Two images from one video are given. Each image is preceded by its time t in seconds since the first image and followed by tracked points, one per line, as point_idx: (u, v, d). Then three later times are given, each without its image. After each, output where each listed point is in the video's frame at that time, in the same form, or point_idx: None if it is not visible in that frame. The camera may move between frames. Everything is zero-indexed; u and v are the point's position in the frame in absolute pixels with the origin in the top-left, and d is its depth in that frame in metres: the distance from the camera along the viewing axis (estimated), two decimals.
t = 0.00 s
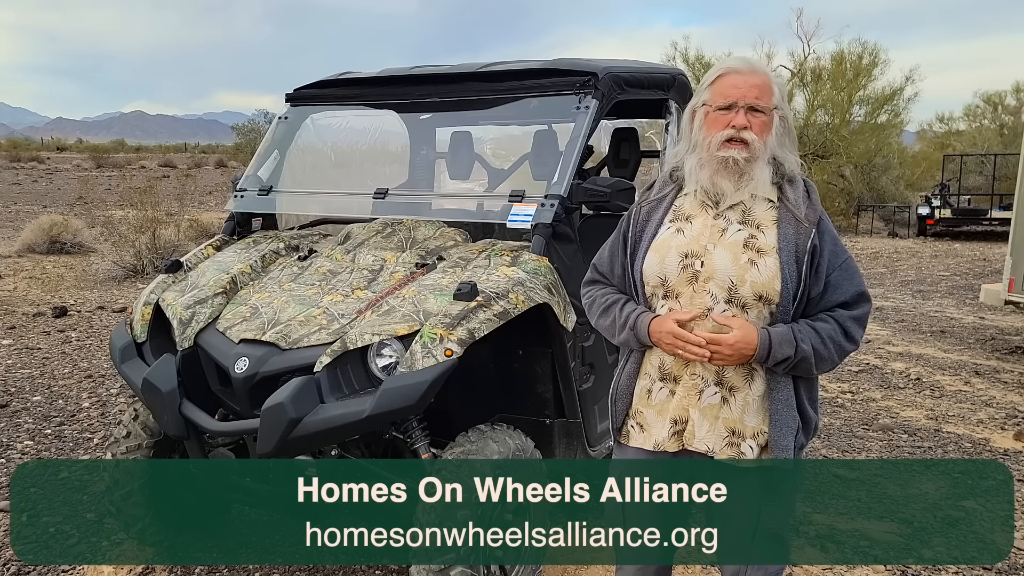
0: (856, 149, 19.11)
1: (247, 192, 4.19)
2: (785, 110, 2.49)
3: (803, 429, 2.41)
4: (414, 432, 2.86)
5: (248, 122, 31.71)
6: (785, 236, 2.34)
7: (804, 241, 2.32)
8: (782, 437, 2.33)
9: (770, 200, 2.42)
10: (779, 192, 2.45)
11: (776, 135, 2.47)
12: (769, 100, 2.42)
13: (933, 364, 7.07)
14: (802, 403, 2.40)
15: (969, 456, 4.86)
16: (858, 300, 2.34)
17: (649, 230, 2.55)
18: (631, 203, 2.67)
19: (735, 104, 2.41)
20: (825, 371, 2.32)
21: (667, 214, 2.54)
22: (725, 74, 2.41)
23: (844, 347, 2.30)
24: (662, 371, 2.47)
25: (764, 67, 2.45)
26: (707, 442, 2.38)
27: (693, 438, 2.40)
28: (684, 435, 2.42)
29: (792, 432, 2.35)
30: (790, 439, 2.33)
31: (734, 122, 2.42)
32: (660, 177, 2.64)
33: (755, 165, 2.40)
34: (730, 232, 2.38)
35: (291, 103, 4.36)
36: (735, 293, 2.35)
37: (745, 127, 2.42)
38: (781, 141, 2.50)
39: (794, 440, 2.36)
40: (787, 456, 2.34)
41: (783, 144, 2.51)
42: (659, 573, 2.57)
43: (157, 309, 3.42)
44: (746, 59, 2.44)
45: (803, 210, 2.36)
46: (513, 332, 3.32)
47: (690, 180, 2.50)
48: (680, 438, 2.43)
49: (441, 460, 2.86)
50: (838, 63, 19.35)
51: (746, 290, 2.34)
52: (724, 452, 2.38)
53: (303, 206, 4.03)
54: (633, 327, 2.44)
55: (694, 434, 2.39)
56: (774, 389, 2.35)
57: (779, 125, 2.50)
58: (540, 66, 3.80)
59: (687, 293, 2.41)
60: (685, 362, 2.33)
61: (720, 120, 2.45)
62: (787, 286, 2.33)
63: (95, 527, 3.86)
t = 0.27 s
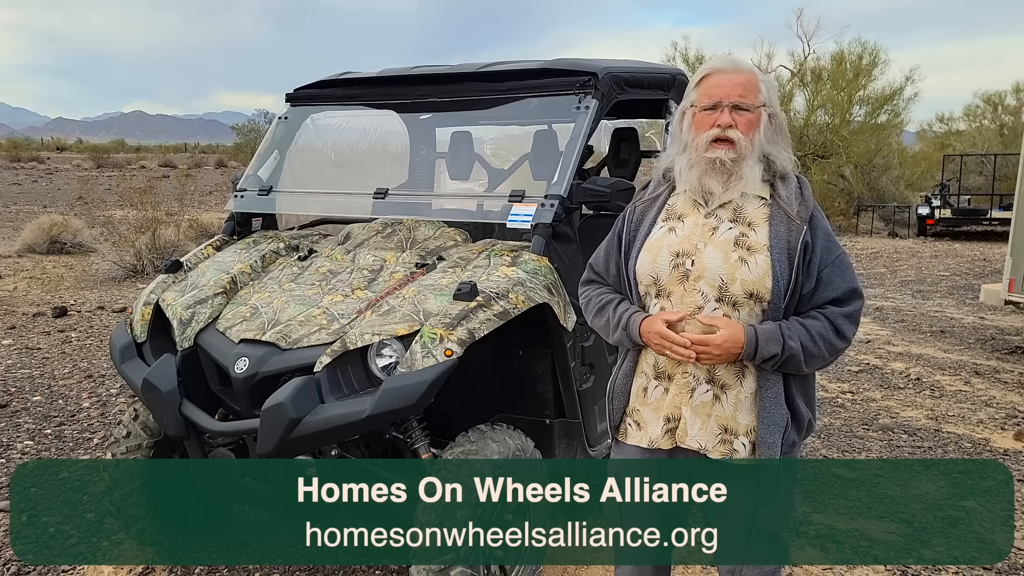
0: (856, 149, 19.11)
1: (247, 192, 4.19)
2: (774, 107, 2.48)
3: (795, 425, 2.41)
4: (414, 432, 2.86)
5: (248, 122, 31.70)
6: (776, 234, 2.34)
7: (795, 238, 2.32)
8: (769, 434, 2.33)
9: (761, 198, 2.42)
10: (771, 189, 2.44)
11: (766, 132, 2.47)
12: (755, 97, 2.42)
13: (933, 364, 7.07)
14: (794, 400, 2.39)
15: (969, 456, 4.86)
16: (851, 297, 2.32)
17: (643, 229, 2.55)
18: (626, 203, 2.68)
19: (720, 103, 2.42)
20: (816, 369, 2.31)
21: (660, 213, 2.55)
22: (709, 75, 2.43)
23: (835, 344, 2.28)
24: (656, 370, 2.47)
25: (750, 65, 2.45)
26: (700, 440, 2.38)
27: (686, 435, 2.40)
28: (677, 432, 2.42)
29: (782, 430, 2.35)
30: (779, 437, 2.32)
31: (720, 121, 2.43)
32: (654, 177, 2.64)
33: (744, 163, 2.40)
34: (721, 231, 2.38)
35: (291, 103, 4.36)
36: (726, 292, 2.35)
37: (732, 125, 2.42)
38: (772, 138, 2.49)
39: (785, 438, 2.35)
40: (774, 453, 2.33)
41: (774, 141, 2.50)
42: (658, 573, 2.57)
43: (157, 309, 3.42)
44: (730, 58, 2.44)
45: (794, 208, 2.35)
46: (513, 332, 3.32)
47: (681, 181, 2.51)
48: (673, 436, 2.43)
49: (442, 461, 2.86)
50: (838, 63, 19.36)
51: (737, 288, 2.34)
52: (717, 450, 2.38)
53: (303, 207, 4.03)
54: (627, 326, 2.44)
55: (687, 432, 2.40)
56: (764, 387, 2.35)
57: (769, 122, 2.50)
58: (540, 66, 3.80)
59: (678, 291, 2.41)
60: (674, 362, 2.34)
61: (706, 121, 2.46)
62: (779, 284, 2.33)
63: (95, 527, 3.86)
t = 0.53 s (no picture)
0: (856, 149, 19.12)
1: (247, 192, 4.19)
2: (765, 105, 2.48)
3: (791, 424, 2.41)
4: (414, 432, 2.86)
5: (248, 122, 31.70)
6: (771, 234, 2.33)
7: (791, 237, 2.32)
8: (764, 434, 2.33)
9: (756, 197, 2.42)
10: (766, 188, 2.44)
11: (757, 130, 2.47)
12: (744, 96, 2.42)
13: (933, 364, 7.07)
14: (789, 400, 2.39)
15: (969, 456, 4.86)
16: (846, 296, 2.33)
17: (639, 229, 2.55)
18: (624, 203, 2.68)
19: (709, 105, 2.42)
20: (810, 368, 2.31)
21: (656, 213, 2.55)
22: (697, 77, 2.44)
23: (829, 343, 2.29)
24: (654, 370, 2.47)
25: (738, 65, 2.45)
26: (697, 440, 2.38)
27: (683, 435, 2.40)
28: (675, 432, 2.42)
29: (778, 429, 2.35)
30: (773, 436, 2.32)
31: (711, 122, 2.43)
32: (650, 178, 2.65)
33: (736, 163, 2.40)
34: (716, 231, 2.38)
35: (291, 103, 4.36)
36: (721, 292, 2.35)
37: (722, 125, 2.43)
38: (765, 137, 2.49)
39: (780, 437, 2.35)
40: (769, 452, 2.33)
41: (768, 139, 2.50)
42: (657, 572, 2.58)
43: (157, 309, 3.42)
44: (718, 59, 2.45)
45: (789, 207, 2.35)
46: (513, 331, 3.32)
47: (674, 182, 2.51)
48: (671, 436, 2.42)
49: (442, 461, 2.85)
50: (838, 63, 19.36)
51: (732, 288, 2.34)
52: (715, 450, 2.38)
53: (303, 207, 4.03)
54: (624, 327, 2.44)
55: (683, 431, 2.40)
56: (760, 386, 2.35)
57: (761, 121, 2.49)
58: (541, 66, 3.80)
59: (675, 291, 2.41)
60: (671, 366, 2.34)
61: (697, 123, 2.47)
62: (774, 284, 2.33)
63: (95, 527, 3.86)
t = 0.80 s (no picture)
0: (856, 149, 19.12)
1: (247, 192, 4.19)
2: (759, 102, 2.47)
3: (792, 425, 2.41)
4: (413, 432, 2.86)
5: (248, 122, 31.71)
6: (771, 235, 2.33)
7: (791, 238, 2.32)
8: (766, 435, 2.33)
9: (756, 198, 2.42)
10: (765, 188, 2.44)
11: (753, 130, 2.47)
12: (737, 96, 2.42)
13: (933, 364, 7.07)
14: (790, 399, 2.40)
15: (969, 456, 4.86)
16: (846, 296, 2.33)
17: (638, 230, 2.55)
18: (622, 204, 2.68)
19: (703, 107, 2.43)
20: (811, 367, 2.31)
21: (655, 214, 2.55)
22: (688, 81, 2.45)
23: (829, 342, 2.29)
24: (654, 371, 2.47)
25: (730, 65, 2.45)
26: (698, 441, 2.38)
27: (684, 436, 2.40)
28: (676, 433, 2.42)
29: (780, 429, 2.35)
30: (775, 437, 2.32)
31: (706, 124, 2.44)
32: (648, 179, 2.64)
33: (734, 163, 2.40)
34: (716, 232, 2.39)
35: (291, 103, 4.36)
36: (722, 293, 2.35)
37: (718, 126, 2.43)
38: (761, 135, 2.49)
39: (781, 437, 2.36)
40: (771, 453, 2.33)
41: (764, 138, 2.50)
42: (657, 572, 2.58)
43: (157, 309, 3.42)
44: (709, 61, 2.45)
45: (788, 207, 2.35)
46: (513, 332, 3.32)
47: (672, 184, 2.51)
48: (672, 437, 2.43)
49: (441, 461, 2.85)
50: (838, 63, 19.36)
51: (733, 289, 2.34)
52: (716, 451, 2.38)
53: (303, 207, 4.03)
54: (625, 328, 2.44)
55: (685, 433, 2.40)
56: (761, 387, 2.35)
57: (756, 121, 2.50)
58: (541, 66, 3.80)
59: (675, 293, 2.41)
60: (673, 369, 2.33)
61: (693, 125, 2.47)
62: (775, 284, 2.33)
63: (95, 527, 3.86)
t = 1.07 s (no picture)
0: (856, 149, 19.12)
1: (247, 192, 4.19)
2: (754, 100, 2.47)
3: (794, 424, 2.42)
4: (414, 432, 2.86)
5: (248, 123, 31.72)
6: (772, 234, 2.33)
7: (792, 238, 2.32)
8: (770, 434, 2.33)
9: (754, 197, 2.42)
10: (763, 188, 2.44)
11: (749, 128, 2.47)
12: (731, 95, 2.41)
13: (933, 364, 7.07)
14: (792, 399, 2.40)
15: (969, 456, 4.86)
16: (847, 294, 2.33)
17: (637, 231, 2.55)
18: (619, 205, 2.68)
19: (697, 107, 2.42)
20: (813, 366, 2.32)
21: (654, 216, 2.54)
22: (682, 81, 2.44)
23: (831, 341, 2.29)
24: (656, 372, 2.47)
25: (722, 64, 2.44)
26: (702, 442, 2.38)
27: (688, 438, 2.40)
28: (679, 435, 2.43)
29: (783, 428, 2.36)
30: (779, 436, 2.33)
31: (702, 124, 2.43)
32: (645, 180, 2.64)
33: (732, 163, 2.40)
34: (717, 233, 2.39)
35: (291, 103, 4.36)
36: (724, 294, 2.35)
37: (714, 127, 2.42)
38: (757, 134, 2.49)
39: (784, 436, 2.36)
40: (775, 452, 2.34)
41: (760, 136, 2.50)
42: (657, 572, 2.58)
43: (157, 309, 3.42)
44: (702, 61, 2.45)
45: (788, 207, 2.35)
46: (513, 331, 3.32)
47: (670, 185, 2.50)
48: (675, 439, 2.43)
49: (441, 460, 2.86)
50: (838, 63, 19.35)
51: (735, 290, 2.34)
52: (719, 452, 2.38)
53: (303, 207, 4.03)
54: (627, 331, 2.43)
55: (689, 434, 2.40)
56: (763, 387, 2.35)
57: (751, 119, 2.49)
58: (540, 66, 3.80)
59: (677, 294, 2.41)
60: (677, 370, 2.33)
61: (689, 126, 2.47)
62: (777, 285, 2.33)
63: (95, 527, 3.86)
